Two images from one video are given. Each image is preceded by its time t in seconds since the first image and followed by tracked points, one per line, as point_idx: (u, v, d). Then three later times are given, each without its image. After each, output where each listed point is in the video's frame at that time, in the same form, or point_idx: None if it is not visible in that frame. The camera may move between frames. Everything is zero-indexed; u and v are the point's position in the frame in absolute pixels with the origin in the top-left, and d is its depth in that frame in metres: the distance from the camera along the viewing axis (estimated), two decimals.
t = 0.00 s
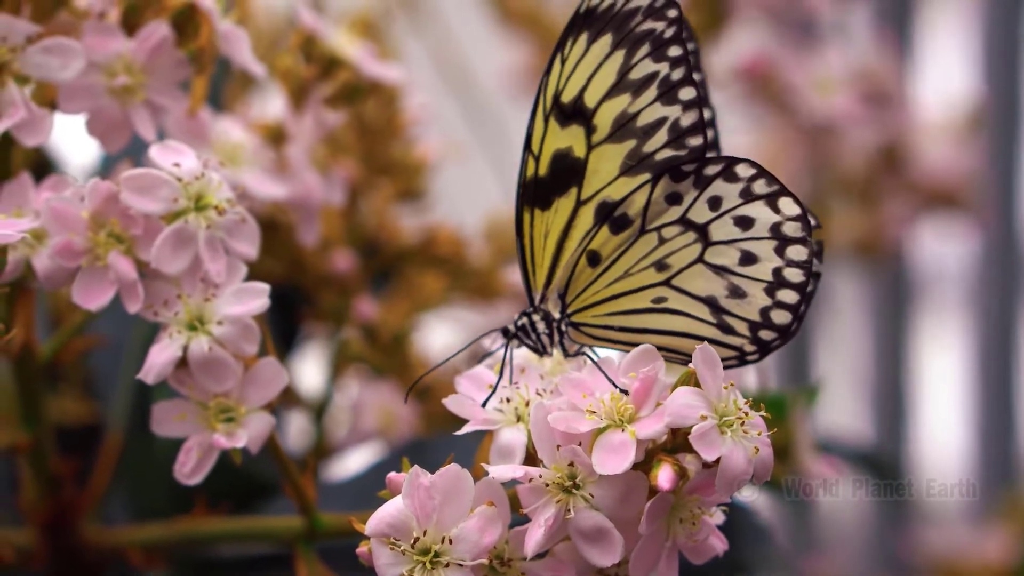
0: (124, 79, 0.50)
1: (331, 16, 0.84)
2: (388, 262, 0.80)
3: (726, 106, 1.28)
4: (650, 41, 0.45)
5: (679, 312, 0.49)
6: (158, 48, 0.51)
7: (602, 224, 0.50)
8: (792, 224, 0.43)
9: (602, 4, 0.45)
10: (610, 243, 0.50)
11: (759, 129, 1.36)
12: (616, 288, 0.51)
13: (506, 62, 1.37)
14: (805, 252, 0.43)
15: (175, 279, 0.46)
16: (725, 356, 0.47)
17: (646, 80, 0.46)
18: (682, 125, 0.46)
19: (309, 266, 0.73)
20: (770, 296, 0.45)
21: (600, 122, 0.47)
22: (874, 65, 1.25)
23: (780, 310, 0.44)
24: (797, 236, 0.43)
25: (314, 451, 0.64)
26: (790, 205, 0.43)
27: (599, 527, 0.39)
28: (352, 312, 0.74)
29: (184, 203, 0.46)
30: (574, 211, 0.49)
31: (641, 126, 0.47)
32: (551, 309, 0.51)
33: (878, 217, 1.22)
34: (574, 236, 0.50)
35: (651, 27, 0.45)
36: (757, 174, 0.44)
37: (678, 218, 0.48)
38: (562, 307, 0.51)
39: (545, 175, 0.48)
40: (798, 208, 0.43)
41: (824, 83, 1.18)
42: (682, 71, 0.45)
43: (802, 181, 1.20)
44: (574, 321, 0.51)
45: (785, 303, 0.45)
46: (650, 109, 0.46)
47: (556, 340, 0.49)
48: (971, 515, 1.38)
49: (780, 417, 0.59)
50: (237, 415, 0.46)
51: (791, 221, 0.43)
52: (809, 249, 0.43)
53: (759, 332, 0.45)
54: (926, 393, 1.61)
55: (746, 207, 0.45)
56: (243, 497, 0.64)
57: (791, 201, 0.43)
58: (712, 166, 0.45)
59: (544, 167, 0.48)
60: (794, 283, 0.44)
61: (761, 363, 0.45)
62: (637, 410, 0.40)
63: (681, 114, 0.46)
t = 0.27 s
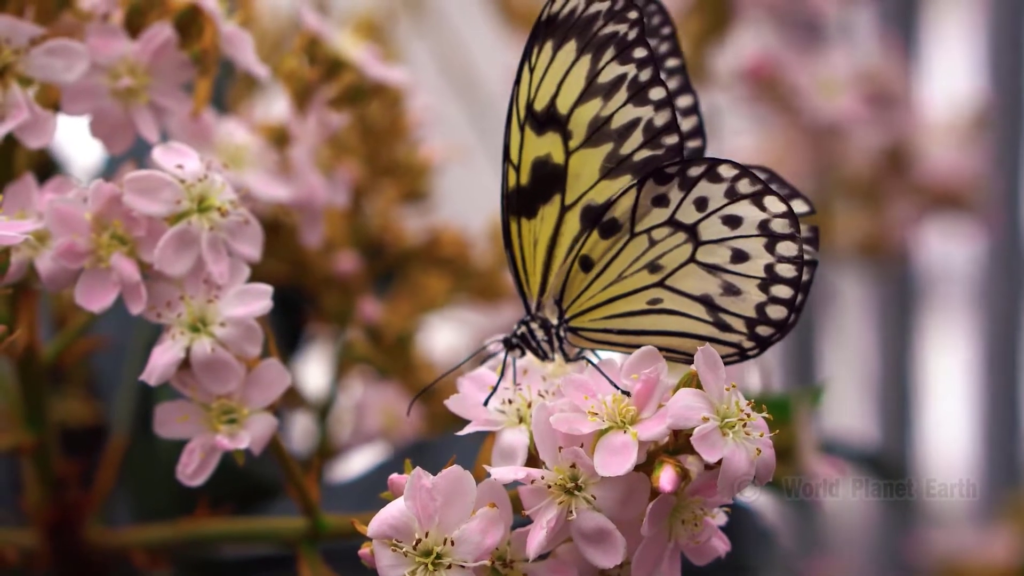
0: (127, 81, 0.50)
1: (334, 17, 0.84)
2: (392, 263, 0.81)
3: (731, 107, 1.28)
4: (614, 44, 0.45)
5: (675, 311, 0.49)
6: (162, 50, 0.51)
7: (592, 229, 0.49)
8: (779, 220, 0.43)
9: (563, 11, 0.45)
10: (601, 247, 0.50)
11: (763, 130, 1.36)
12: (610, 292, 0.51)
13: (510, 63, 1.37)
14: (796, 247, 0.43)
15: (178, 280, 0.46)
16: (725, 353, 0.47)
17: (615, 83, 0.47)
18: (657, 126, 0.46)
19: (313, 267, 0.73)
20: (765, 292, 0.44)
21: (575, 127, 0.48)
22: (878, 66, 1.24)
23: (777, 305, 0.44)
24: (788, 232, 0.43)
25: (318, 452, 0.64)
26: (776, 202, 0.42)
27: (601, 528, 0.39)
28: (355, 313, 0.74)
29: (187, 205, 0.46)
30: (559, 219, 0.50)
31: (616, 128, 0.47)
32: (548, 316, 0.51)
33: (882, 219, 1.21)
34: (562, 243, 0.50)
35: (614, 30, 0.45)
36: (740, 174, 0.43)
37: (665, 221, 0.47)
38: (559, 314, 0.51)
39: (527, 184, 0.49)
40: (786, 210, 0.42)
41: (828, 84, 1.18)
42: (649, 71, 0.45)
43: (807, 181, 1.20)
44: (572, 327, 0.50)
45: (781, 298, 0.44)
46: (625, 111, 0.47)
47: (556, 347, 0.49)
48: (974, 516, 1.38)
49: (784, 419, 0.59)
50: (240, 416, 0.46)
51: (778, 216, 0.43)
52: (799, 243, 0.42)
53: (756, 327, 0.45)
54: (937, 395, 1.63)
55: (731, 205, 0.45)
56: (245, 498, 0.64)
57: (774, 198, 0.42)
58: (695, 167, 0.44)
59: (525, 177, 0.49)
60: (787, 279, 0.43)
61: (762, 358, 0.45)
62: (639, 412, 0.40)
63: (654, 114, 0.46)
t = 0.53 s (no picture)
0: (129, 82, 0.50)
1: (336, 18, 0.84)
2: (393, 264, 0.81)
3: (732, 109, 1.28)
4: (610, 38, 0.46)
5: (682, 305, 0.49)
6: (164, 51, 0.51)
7: (594, 226, 0.49)
8: (782, 204, 0.42)
9: (557, 10, 0.46)
10: (605, 242, 0.50)
11: (765, 131, 1.36)
12: (615, 288, 0.51)
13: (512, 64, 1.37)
14: (800, 231, 0.42)
15: (180, 281, 0.46)
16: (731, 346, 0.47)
17: (613, 78, 0.47)
18: (656, 118, 0.47)
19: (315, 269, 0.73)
20: (771, 280, 0.44)
21: (575, 125, 0.48)
22: (880, 68, 1.24)
23: (782, 292, 0.44)
24: (790, 217, 0.42)
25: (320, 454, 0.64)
26: (779, 186, 0.42)
27: (603, 530, 0.39)
28: (357, 315, 0.74)
29: (189, 206, 0.46)
30: (562, 217, 0.50)
31: (615, 123, 0.48)
32: (554, 316, 0.51)
33: (883, 220, 1.21)
34: (566, 240, 0.50)
35: (610, 24, 0.46)
36: (741, 160, 0.43)
37: (668, 214, 0.47)
38: (564, 314, 0.51)
39: (528, 185, 0.49)
40: (789, 191, 0.42)
41: (829, 86, 1.18)
42: (646, 65, 0.46)
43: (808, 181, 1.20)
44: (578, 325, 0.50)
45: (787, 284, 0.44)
46: (624, 106, 0.47)
47: (562, 347, 0.49)
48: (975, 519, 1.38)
49: (785, 421, 0.59)
50: (242, 418, 0.46)
51: (780, 202, 0.42)
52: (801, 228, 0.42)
53: (764, 316, 0.45)
54: (937, 398, 1.61)
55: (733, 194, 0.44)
56: (247, 499, 0.64)
57: (779, 181, 0.42)
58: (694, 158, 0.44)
59: (525, 177, 0.49)
60: (792, 263, 0.43)
61: (769, 348, 0.45)
62: (641, 413, 0.40)
63: (653, 107, 0.47)
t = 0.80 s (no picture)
0: (131, 82, 0.50)
1: (338, 19, 0.84)
2: (395, 265, 0.80)
3: (734, 110, 1.28)
4: (625, 38, 0.45)
5: (690, 308, 0.49)
6: (166, 51, 0.51)
7: (602, 226, 0.49)
8: (790, 209, 0.42)
9: (574, 8, 0.45)
10: (612, 243, 0.50)
11: (767, 132, 1.36)
12: (621, 289, 0.50)
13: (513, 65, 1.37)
14: (808, 236, 0.42)
15: (181, 282, 0.46)
16: (735, 351, 0.47)
17: (626, 78, 0.47)
18: (668, 119, 0.47)
19: (317, 270, 0.73)
20: (777, 285, 0.44)
21: (587, 124, 0.48)
22: (884, 69, 1.24)
23: (789, 297, 0.44)
24: (800, 222, 0.42)
25: (321, 455, 0.64)
26: (788, 190, 0.42)
27: (605, 531, 0.39)
28: (359, 315, 0.74)
29: (191, 206, 0.46)
30: (570, 217, 0.50)
31: (627, 124, 0.47)
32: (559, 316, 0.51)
33: (886, 222, 1.21)
34: (574, 239, 0.50)
35: (625, 24, 0.45)
36: (751, 163, 0.43)
37: (676, 215, 0.47)
38: (569, 314, 0.51)
39: (538, 183, 0.49)
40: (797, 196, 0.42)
41: (832, 86, 1.17)
42: (660, 66, 0.46)
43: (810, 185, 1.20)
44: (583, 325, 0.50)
45: (793, 289, 0.44)
46: (636, 106, 0.47)
47: (567, 348, 0.49)
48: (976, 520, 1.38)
49: (787, 422, 0.59)
50: (243, 418, 0.46)
51: (789, 206, 0.42)
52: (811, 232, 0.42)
53: (769, 321, 0.45)
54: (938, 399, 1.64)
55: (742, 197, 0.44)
56: (249, 500, 0.64)
57: (787, 185, 0.42)
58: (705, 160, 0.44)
59: (536, 176, 0.49)
60: (799, 269, 0.43)
61: (775, 353, 0.45)
62: (644, 415, 0.40)
63: (665, 108, 0.47)
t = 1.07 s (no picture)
0: (132, 83, 0.50)
1: (339, 19, 0.84)
2: (396, 266, 0.80)
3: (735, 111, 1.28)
4: (620, 44, 0.45)
5: (688, 314, 0.48)
6: (167, 51, 0.51)
7: (598, 231, 0.49)
8: (785, 217, 0.42)
9: (569, 12, 0.45)
10: (608, 248, 0.50)
11: (768, 133, 1.36)
12: (618, 294, 0.51)
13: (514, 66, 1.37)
14: (803, 244, 0.42)
15: (182, 283, 0.46)
16: (733, 355, 0.46)
17: (621, 83, 0.46)
18: (664, 125, 0.46)
19: (318, 270, 0.73)
20: (773, 291, 0.44)
21: (582, 130, 0.48)
22: (885, 70, 1.23)
23: (785, 303, 0.44)
24: (795, 231, 0.42)
25: (321, 456, 0.64)
26: (783, 199, 0.42)
27: (606, 533, 0.39)
28: (359, 316, 0.73)
29: (192, 207, 0.46)
30: (567, 221, 0.50)
31: (622, 129, 0.47)
32: (557, 320, 0.51)
33: (888, 223, 1.21)
34: (570, 244, 0.50)
35: (619, 30, 0.45)
36: (745, 171, 0.43)
37: (671, 222, 0.47)
38: (567, 318, 0.51)
39: (534, 187, 0.49)
40: (791, 206, 0.42)
41: (834, 86, 1.17)
42: (654, 71, 0.45)
43: (811, 185, 1.21)
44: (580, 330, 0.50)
45: (789, 296, 0.43)
46: (632, 112, 0.47)
47: (566, 351, 0.49)
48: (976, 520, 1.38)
49: (789, 424, 0.59)
50: (244, 419, 0.46)
51: (784, 214, 0.42)
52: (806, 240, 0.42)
53: (765, 327, 0.44)
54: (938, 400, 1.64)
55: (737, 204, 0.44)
56: (249, 501, 0.64)
57: (782, 195, 0.42)
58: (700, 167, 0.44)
59: (532, 180, 0.49)
60: (794, 277, 0.43)
61: (772, 358, 0.45)
62: (644, 416, 0.40)
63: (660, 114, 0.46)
